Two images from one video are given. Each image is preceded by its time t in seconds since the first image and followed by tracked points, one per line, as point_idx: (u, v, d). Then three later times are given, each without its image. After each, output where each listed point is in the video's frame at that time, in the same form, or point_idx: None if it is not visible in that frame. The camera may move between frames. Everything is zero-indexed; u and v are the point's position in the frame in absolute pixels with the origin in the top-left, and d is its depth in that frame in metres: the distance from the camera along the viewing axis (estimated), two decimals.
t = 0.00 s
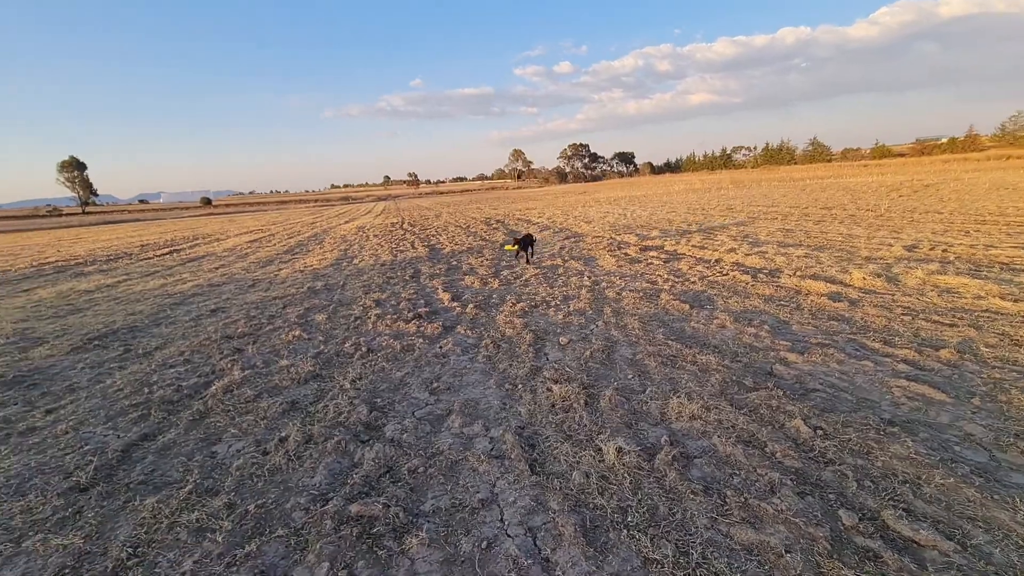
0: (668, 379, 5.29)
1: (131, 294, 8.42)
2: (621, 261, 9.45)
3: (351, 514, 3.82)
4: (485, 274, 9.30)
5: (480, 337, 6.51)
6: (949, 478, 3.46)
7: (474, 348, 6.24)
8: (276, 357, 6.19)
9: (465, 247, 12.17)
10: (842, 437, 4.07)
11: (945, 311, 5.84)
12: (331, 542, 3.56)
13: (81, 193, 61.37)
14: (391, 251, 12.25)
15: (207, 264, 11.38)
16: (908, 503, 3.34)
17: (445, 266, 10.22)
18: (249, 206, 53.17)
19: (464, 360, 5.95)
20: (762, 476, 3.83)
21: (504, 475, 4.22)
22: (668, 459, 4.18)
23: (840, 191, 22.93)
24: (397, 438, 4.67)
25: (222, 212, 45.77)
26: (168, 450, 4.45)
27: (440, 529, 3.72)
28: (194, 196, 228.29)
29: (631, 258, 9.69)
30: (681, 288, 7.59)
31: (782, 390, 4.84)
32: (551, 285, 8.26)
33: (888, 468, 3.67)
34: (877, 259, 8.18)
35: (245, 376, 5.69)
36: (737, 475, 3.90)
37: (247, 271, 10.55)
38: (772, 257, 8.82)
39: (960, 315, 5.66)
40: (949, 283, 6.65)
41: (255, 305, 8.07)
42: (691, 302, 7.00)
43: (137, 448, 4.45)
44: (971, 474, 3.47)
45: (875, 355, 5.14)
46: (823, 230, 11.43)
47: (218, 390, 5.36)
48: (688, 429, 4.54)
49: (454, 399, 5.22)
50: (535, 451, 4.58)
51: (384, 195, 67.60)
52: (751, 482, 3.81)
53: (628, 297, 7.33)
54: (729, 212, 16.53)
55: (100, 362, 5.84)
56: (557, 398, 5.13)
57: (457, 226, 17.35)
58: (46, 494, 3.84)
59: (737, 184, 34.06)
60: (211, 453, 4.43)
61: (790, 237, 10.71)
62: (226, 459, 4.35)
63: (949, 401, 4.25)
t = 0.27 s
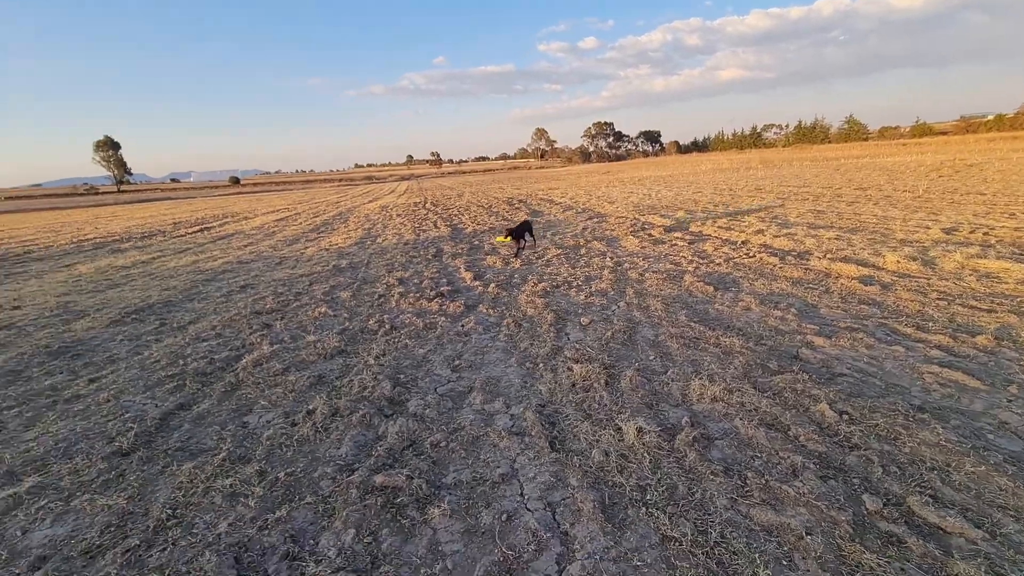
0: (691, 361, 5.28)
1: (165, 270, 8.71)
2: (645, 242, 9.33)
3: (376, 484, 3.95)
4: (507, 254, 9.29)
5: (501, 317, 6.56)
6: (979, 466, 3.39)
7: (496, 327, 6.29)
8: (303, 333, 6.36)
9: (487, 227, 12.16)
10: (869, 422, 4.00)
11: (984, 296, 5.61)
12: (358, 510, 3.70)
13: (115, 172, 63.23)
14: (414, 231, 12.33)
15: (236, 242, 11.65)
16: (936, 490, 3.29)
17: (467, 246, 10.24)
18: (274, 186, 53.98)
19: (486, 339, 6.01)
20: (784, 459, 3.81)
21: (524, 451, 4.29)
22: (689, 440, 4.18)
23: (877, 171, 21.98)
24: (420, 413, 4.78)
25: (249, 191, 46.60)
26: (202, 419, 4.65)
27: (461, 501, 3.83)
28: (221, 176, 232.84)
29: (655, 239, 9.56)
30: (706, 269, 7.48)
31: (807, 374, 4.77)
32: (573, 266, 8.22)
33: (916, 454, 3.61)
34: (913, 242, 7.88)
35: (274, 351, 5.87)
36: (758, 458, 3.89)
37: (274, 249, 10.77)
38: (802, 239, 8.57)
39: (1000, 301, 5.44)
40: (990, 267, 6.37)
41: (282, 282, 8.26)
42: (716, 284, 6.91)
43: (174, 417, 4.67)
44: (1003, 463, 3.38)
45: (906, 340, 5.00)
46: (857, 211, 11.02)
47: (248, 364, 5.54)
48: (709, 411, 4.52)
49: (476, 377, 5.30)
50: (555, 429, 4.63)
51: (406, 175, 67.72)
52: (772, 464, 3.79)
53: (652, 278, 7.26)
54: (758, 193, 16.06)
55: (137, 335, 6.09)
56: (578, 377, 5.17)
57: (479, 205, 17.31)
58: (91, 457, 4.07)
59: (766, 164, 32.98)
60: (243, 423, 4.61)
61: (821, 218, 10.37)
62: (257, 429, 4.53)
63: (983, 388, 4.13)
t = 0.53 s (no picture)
0: (734, 345, 5.21)
1: (220, 249, 9.16)
2: (688, 224, 9.12)
3: (419, 455, 4.11)
4: (545, 235, 9.27)
5: (540, 297, 6.61)
6: None
7: (535, 307, 6.36)
8: (349, 310, 6.60)
9: (526, 208, 12.14)
10: (924, 412, 3.85)
11: None
12: (403, 478, 3.88)
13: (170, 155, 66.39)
14: (453, 211, 12.46)
15: (284, 222, 12.10)
16: (997, 484, 3.15)
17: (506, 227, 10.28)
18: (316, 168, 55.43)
19: (525, 319, 6.09)
20: (830, 447, 3.72)
21: (563, 429, 4.36)
22: (730, 424, 4.13)
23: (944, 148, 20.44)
24: (461, 389, 4.92)
25: (292, 173, 48.09)
26: (258, 388, 4.94)
27: (502, 474, 3.94)
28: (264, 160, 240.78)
29: (698, 221, 9.32)
30: (752, 253, 7.40)
31: (858, 361, 4.61)
32: (613, 247, 8.15)
33: (976, 446, 3.45)
34: (983, 225, 7.36)
35: (322, 326, 6.13)
36: (804, 444, 3.81)
37: (319, 229, 11.13)
38: (857, 221, 8.16)
39: None
40: None
41: (328, 260, 8.56)
42: (763, 267, 6.87)
43: (232, 385, 4.97)
44: None
45: (969, 328, 4.74)
46: (919, 192, 10.36)
47: (298, 338, 5.82)
48: (752, 396, 4.45)
49: (515, 356, 5.40)
50: (593, 408, 4.67)
51: (442, 156, 68.09)
52: (818, 452, 3.71)
53: (695, 260, 7.28)
54: (811, 173, 15.28)
55: (197, 309, 6.48)
56: (617, 359, 5.19)
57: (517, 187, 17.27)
58: (160, 420, 4.41)
59: (819, 142, 31.23)
60: (295, 393, 4.87)
61: (879, 199, 9.82)
62: (308, 399, 4.78)
63: None
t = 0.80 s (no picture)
0: (780, 328, 5.07)
1: (269, 227, 9.53)
2: (733, 204, 8.85)
3: (461, 428, 4.23)
4: (584, 215, 9.17)
5: (580, 278, 6.62)
6: None
7: (574, 288, 6.38)
8: (391, 287, 6.77)
9: (564, 187, 12.02)
10: (989, 401, 3.65)
11: None
12: (446, 449, 4.01)
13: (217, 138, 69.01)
14: (491, 191, 12.46)
15: (328, 202, 12.43)
16: None
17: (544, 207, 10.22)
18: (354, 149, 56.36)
19: (564, 299, 6.12)
20: (884, 434, 3.59)
21: (603, 408, 4.38)
22: (776, 407, 4.05)
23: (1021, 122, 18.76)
24: (501, 366, 5.00)
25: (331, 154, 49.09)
26: (308, 360, 5.17)
27: (542, 449, 4.01)
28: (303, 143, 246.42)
29: (744, 201, 9.01)
30: (801, 233, 7.17)
31: (916, 347, 4.40)
32: (654, 228, 8.03)
33: None
34: None
35: (366, 302, 6.33)
36: (854, 430, 3.69)
37: (361, 208, 11.38)
38: (919, 200, 7.68)
39: None
40: None
41: (371, 239, 8.77)
42: (813, 249, 6.65)
43: (284, 357, 5.22)
44: None
45: None
46: (991, 169, 9.60)
47: (344, 313, 6.03)
48: (799, 380, 4.33)
49: (554, 335, 5.43)
50: (633, 388, 4.66)
51: (477, 137, 67.84)
52: (870, 438, 3.60)
53: (739, 241, 7.15)
54: (868, 149, 14.40)
55: (250, 284, 6.80)
56: (658, 340, 5.16)
57: (555, 166, 17.07)
58: (220, 387, 4.69)
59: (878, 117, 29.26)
60: (343, 366, 5.07)
61: (945, 177, 9.18)
62: (355, 372, 4.98)
63: None
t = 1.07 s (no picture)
0: (820, 318, 4.94)
1: (304, 213, 9.75)
2: (770, 191, 8.59)
3: (494, 411, 4.28)
4: (615, 201, 9.07)
5: (611, 265, 6.57)
6: None
7: (605, 275, 6.34)
8: (423, 272, 6.86)
9: (594, 174, 11.87)
10: None
11: None
12: (480, 431, 4.08)
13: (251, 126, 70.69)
14: (520, 177, 12.42)
15: (359, 188, 12.62)
16: None
17: (574, 193, 10.14)
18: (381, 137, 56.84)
19: (595, 286, 6.09)
20: (930, 428, 3.48)
21: (635, 394, 4.37)
22: (815, 398, 3.96)
23: None
24: (533, 351, 5.03)
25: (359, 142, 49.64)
26: (345, 342, 5.31)
27: (574, 433, 4.03)
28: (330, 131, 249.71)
29: (782, 187, 8.74)
30: (843, 221, 6.92)
31: (966, 339, 4.23)
32: (687, 215, 7.89)
33: None
34: None
35: (399, 287, 6.44)
36: (898, 423, 3.59)
37: (392, 195, 11.51)
38: (971, 187, 7.30)
39: None
40: None
41: (403, 225, 8.88)
42: (855, 237, 6.41)
43: (322, 338, 5.37)
44: None
45: None
46: None
47: (378, 297, 6.16)
48: (839, 371, 4.22)
49: (585, 322, 5.43)
50: (666, 375, 4.63)
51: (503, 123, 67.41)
52: (915, 432, 3.49)
53: (776, 229, 6.97)
54: (916, 134, 13.69)
55: (288, 268, 7.00)
56: (691, 328, 5.09)
57: (584, 152, 16.84)
58: (262, 366, 4.87)
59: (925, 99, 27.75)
60: (378, 348, 5.19)
61: (1000, 162, 8.68)
62: (390, 354, 5.09)
63: None
